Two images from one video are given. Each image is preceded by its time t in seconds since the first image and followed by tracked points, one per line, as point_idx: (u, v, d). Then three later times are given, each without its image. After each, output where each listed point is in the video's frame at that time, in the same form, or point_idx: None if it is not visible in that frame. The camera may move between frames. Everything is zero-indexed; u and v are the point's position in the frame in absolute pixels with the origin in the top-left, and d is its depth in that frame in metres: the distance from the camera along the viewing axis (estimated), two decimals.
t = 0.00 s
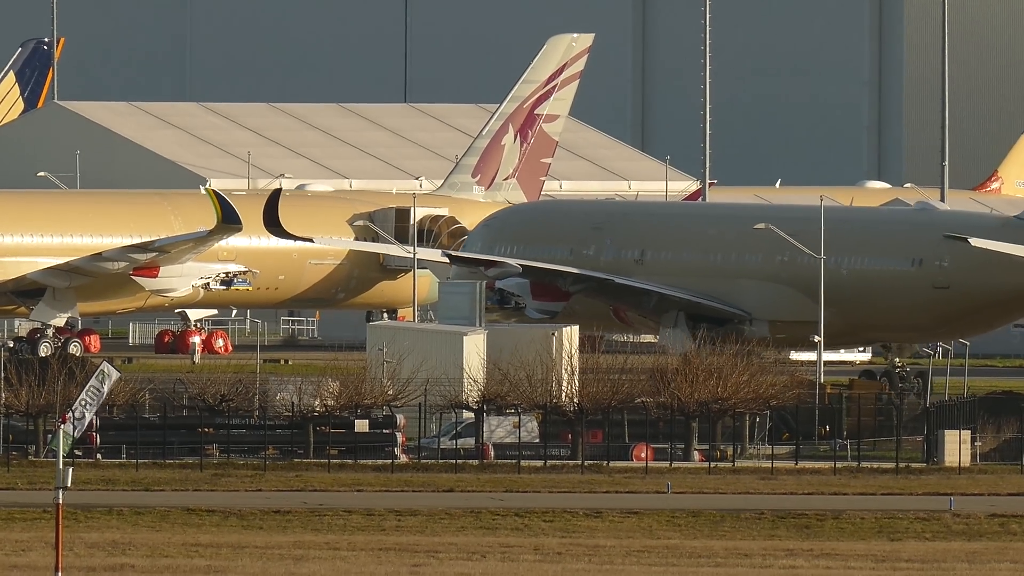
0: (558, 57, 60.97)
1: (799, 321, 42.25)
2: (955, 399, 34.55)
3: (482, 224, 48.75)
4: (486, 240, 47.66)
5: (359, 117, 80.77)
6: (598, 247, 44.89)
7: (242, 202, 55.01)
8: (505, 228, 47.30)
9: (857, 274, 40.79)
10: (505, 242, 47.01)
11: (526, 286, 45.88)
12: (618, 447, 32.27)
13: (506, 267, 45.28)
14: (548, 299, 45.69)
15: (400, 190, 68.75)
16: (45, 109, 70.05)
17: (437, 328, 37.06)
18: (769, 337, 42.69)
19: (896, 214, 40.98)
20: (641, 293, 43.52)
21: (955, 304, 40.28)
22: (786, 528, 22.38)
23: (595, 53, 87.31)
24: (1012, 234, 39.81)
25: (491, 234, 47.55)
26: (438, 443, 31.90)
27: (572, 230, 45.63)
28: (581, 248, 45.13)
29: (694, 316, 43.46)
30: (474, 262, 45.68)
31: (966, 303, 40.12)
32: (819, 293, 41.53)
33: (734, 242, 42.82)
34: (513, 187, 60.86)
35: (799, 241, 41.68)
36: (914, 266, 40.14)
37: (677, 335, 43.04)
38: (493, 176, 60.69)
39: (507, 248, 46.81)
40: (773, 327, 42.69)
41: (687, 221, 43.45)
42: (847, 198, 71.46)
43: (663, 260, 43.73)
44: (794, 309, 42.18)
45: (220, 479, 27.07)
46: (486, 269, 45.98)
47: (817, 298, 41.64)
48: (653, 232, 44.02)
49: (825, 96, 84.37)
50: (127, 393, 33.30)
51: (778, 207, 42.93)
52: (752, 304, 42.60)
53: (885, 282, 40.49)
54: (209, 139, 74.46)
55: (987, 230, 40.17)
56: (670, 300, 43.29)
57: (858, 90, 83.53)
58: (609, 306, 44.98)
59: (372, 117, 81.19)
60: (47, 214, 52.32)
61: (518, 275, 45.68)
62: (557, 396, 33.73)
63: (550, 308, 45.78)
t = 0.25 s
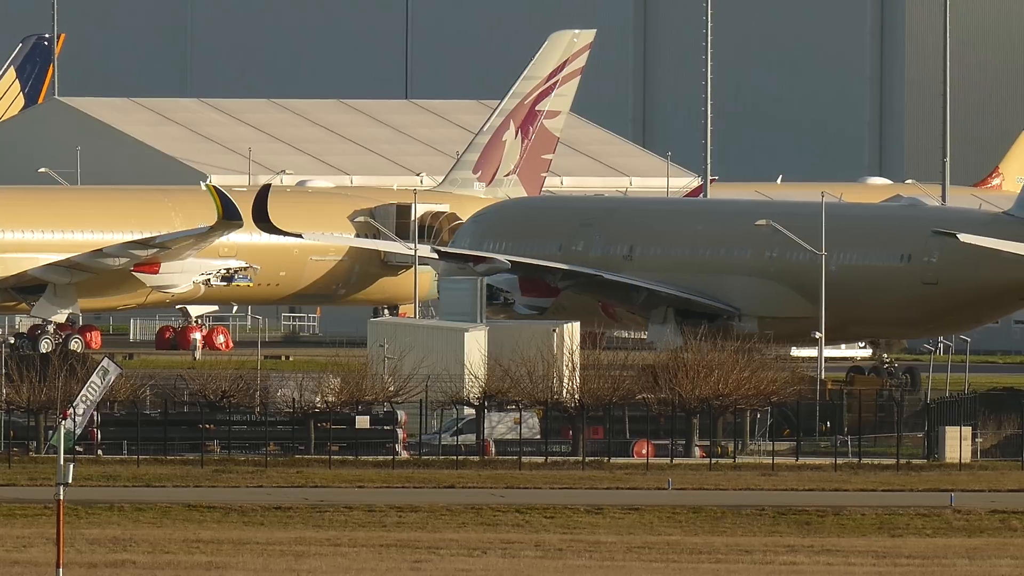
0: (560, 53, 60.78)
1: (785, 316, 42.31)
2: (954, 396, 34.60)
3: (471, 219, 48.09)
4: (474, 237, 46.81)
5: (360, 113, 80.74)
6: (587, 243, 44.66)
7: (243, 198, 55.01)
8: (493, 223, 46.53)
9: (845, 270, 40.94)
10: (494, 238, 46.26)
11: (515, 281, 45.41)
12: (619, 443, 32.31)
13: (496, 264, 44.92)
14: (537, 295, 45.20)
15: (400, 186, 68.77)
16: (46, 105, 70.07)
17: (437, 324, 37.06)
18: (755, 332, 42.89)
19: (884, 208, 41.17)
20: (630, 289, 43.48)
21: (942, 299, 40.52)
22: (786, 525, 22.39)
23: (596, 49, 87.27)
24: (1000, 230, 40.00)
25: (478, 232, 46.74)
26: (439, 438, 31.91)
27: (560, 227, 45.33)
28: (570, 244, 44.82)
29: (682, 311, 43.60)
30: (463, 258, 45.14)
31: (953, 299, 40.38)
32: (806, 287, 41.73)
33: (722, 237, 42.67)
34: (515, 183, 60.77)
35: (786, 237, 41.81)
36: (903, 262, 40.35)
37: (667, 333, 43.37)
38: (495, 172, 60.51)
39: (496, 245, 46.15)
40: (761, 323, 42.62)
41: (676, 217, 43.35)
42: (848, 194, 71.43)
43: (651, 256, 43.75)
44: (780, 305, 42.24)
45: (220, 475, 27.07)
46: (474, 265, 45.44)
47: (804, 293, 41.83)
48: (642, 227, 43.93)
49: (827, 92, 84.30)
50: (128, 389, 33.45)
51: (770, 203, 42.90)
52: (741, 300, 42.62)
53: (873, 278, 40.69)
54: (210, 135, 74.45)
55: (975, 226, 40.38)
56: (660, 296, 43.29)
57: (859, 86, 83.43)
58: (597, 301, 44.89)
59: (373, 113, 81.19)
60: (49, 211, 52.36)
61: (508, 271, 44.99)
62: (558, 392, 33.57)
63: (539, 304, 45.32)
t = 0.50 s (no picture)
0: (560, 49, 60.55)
1: (776, 313, 41.92)
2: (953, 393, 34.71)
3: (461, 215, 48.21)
4: (463, 232, 47.07)
5: (361, 110, 80.75)
6: (576, 240, 44.51)
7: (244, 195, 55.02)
8: (480, 221, 46.72)
9: (834, 266, 40.55)
10: (483, 235, 46.49)
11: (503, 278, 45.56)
12: (619, 440, 32.36)
13: (481, 259, 45.00)
14: (525, 291, 45.37)
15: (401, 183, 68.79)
16: (47, 102, 70.10)
17: (437, 321, 37.00)
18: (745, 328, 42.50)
19: (875, 205, 40.75)
20: (618, 285, 43.27)
21: (931, 295, 40.04)
22: (788, 522, 22.37)
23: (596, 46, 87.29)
24: (989, 227, 39.44)
25: (467, 228, 46.97)
26: (439, 437, 31.97)
27: (550, 223, 45.19)
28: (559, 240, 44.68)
29: (671, 307, 43.49)
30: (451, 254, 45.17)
31: (942, 296, 39.94)
32: (795, 284, 41.37)
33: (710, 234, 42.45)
34: (516, 180, 60.77)
35: (776, 234, 41.56)
36: (891, 258, 39.90)
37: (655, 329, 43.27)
38: (496, 169, 60.68)
39: (485, 242, 46.38)
40: (749, 320, 42.36)
41: (665, 214, 43.16)
42: (848, 191, 71.40)
43: (640, 252, 43.59)
44: (770, 302, 41.85)
45: (221, 472, 27.06)
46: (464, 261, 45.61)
47: (793, 290, 41.46)
48: (631, 224, 43.76)
49: (827, 89, 84.25)
50: (128, 386, 33.42)
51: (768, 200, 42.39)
52: (729, 296, 42.44)
53: (862, 274, 40.28)
54: (211, 132, 74.45)
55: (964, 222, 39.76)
56: (648, 292, 43.19)
57: (859, 83, 83.35)
58: (584, 298, 44.63)
59: (373, 110, 81.18)
60: (49, 208, 52.39)
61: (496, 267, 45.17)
62: (559, 389, 33.70)
63: (527, 300, 45.43)
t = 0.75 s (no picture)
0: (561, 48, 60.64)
1: (766, 311, 41.58)
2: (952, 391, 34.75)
3: (449, 215, 48.38)
4: (453, 231, 47.32)
5: (361, 109, 80.74)
6: (564, 238, 44.60)
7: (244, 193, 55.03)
8: (469, 219, 46.89)
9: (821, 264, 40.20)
10: (472, 233, 46.62)
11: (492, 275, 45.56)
12: (620, 438, 32.33)
13: (470, 257, 44.98)
14: (513, 289, 45.37)
15: (402, 182, 68.78)
16: (48, 100, 70.14)
17: (438, 320, 36.95)
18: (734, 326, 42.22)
19: (864, 203, 40.27)
20: (606, 284, 43.35)
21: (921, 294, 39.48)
22: (788, 520, 22.37)
23: (597, 45, 87.27)
24: (976, 225, 38.76)
25: (457, 226, 47.17)
26: (439, 434, 32.04)
27: (538, 221, 45.33)
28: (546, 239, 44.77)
29: (660, 305, 43.41)
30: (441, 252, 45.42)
31: (931, 294, 39.33)
32: (784, 283, 41.06)
33: (698, 231, 42.24)
34: (516, 178, 60.62)
35: (764, 232, 41.23)
36: (879, 256, 39.43)
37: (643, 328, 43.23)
38: (496, 168, 60.60)
39: (474, 240, 46.49)
40: (738, 318, 42.18)
41: (652, 212, 43.18)
42: (848, 189, 71.35)
43: (627, 250, 43.55)
44: (759, 300, 41.52)
45: (221, 470, 27.07)
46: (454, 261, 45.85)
47: (782, 288, 41.14)
48: (618, 222, 43.75)
49: (828, 87, 84.18)
50: (129, 384, 33.46)
51: (772, 199, 42.12)
52: (718, 295, 42.18)
53: (850, 272, 39.87)
54: (211, 131, 74.46)
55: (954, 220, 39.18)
56: (635, 290, 43.12)
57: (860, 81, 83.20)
58: (573, 296, 44.68)
59: (373, 108, 81.16)
60: (50, 206, 52.43)
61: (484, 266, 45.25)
62: (560, 387, 33.75)
63: (515, 298, 45.44)
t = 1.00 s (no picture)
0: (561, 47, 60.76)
1: (754, 310, 41.72)
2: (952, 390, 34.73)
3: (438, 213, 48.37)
4: (441, 229, 47.32)
5: (361, 108, 80.74)
6: (552, 237, 44.80)
7: (244, 192, 55.01)
8: (458, 218, 46.97)
9: (809, 263, 40.44)
10: (460, 232, 46.71)
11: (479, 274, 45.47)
12: (620, 437, 32.29)
13: (460, 256, 45.41)
14: (501, 288, 45.36)
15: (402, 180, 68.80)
16: (48, 99, 70.14)
17: (439, 319, 36.90)
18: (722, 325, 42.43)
19: (852, 202, 40.45)
20: (594, 282, 43.62)
21: (909, 294, 39.52)
22: (789, 518, 22.38)
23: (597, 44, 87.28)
24: (964, 224, 38.82)
25: (445, 224, 47.21)
26: (439, 433, 32.05)
27: (526, 220, 45.52)
28: (534, 237, 45.02)
29: (647, 304, 43.71)
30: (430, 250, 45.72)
31: (918, 293, 39.35)
32: (772, 281, 41.22)
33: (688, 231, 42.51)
34: (516, 177, 60.30)
35: (751, 231, 41.48)
36: (867, 254, 39.52)
37: (631, 326, 43.56)
38: (496, 167, 60.23)
39: (462, 238, 46.60)
40: (726, 316, 42.36)
41: (641, 211, 43.45)
42: (848, 188, 71.33)
43: (615, 249, 43.77)
44: (746, 299, 41.73)
45: (222, 469, 27.06)
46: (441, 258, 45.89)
47: (770, 287, 41.31)
48: (606, 221, 43.96)
49: (828, 86, 84.16)
50: (129, 383, 33.47)
51: (775, 199, 42.00)
52: (707, 294, 42.41)
53: (838, 271, 40.01)
54: (211, 129, 74.47)
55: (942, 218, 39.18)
56: (623, 288, 43.45)
57: (860, 80, 83.24)
58: (561, 295, 44.92)
59: (373, 107, 81.17)
60: (50, 205, 52.48)
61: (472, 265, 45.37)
62: (559, 386, 33.79)
63: (504, 296, 45.47)
